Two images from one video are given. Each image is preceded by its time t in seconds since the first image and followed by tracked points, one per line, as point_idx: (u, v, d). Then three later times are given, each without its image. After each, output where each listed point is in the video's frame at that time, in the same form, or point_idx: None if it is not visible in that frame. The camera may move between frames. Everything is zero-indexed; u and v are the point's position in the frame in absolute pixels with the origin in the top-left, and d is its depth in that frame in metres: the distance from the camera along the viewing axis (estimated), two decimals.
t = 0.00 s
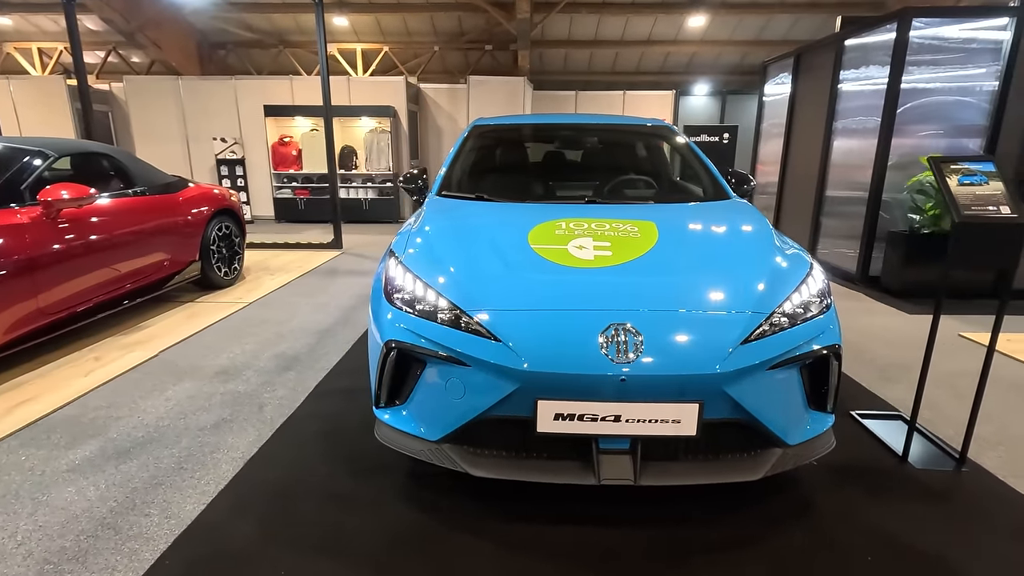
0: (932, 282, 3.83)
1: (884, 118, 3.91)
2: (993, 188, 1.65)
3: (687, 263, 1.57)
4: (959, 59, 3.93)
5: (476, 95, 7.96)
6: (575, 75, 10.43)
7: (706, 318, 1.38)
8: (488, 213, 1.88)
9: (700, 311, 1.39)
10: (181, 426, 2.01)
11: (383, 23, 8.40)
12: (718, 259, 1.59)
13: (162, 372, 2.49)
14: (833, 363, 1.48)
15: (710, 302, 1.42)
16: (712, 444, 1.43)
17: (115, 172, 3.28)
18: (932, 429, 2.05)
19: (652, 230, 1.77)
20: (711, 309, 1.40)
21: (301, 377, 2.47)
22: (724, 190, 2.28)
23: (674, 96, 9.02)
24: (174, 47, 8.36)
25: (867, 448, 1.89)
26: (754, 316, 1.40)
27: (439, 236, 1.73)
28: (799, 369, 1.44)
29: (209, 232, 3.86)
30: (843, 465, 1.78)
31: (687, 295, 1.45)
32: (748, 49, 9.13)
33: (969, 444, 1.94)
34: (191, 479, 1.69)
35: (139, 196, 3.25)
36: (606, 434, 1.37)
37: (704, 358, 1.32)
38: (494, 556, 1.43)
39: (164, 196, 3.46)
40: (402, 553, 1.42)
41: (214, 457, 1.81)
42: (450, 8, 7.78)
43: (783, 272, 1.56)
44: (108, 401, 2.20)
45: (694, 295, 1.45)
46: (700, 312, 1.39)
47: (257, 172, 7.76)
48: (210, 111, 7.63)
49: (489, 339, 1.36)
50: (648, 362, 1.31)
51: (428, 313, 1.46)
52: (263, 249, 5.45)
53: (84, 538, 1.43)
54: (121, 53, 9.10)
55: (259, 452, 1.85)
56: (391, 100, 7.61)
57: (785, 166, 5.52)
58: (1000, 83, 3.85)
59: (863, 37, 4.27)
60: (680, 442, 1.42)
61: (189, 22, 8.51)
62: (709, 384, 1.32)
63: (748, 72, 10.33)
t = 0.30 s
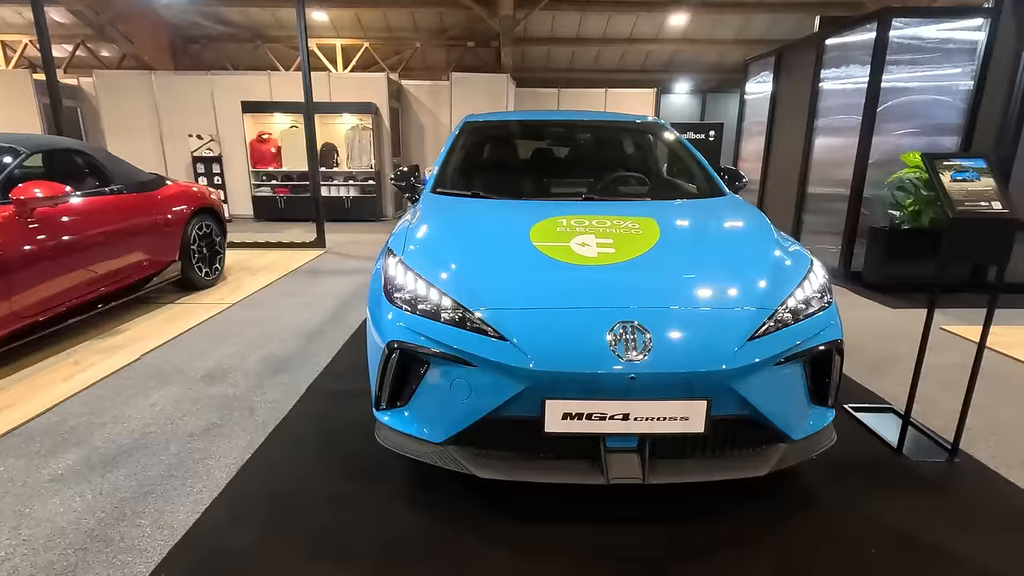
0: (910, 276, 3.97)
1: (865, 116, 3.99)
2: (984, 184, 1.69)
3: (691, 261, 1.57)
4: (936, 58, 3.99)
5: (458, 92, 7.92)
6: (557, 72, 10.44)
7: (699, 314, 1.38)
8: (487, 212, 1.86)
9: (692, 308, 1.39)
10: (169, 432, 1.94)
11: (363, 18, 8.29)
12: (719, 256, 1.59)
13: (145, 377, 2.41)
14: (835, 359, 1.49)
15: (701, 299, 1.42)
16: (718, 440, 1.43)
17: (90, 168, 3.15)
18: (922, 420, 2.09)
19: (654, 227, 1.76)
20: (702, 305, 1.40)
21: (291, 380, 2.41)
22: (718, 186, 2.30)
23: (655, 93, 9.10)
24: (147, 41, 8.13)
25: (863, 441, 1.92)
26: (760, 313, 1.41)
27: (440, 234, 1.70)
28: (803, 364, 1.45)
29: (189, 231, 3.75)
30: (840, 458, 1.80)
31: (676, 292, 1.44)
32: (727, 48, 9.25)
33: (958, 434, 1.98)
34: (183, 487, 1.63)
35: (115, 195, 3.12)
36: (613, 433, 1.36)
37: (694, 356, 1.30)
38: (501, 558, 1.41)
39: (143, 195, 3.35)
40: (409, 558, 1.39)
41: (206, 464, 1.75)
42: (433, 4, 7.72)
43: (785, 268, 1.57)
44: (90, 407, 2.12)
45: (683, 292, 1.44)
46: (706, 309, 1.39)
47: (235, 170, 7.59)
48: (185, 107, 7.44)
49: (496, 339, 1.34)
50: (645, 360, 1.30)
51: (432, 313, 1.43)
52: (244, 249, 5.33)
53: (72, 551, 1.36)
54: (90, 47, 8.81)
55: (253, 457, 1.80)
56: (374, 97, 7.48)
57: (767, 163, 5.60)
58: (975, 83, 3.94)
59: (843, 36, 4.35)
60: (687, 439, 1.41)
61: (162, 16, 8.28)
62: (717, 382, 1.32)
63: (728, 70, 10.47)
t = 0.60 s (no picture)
0: (896, 271, 4.02)
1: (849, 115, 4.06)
2: (981, 180, 1.71)
3: (701, 259, 1.55)
4: (917, 58, 4.06)
5: (443, 90, 7.85)
6: (540, 70, 10.43)
7: (693, 311, 1.36)
8: (489, 210, 1.82)
9: (687, 305, 1.37)
10: (158, 439, 1.87)
11: (345, 15, 8.18)
12: (724, 253, 1.58)
13: (129, 382, 2.32)
14: (843, 355, 1.49)
15: (694, 295, 1.40)
16: (729, 438, 1.42)
17: (64, 165, 3.04)
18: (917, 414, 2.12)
19: (658, 225, 1.75)
20: (696, 302, 1.38)
21: (283, 383, 2.35)
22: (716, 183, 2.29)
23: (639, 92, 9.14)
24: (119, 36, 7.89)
25: (862, 436, 1.93)
26: (770, 309, 1.40)
27: (442, 233, 1.66)
28: (812, 361, 1.45)
29: (170, 231, 3.63)
30: (842, 453, 1.81)
31: (668, 289, 1.42)
32: (709, 47, 9.34)
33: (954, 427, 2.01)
34: (176, 496, 1.57)
35: (93, 193, 3.01)
36: (625, 433, 1.35)
37: (695, 354, 1.29)
38: (512, 562, 1.38)
39: (121, 194, 3.23)
40: (416, 564, 1.36)
41: (199, 472, 1.69)
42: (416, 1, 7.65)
43: (793, 266, 1.57)
44: (72, 415, 2.03)
45: (676, 288, 1.42)
46: (714, 307, 1.38)
47: (212, 169, 7.41)
48: (161, 104, 7.24)
49: (506, 339, 1.31)
50: (627, 358, 1.28)
51: (437, 313, 1.40)
52: (225, 250, 5.19)
53: (61, 568, 1.30)
54: (59, 42, 8.52)
55: (247, 464, 1.74)
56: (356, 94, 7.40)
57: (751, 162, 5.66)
58: (955, 82, 4.01)
59: (827, 36, 4.41)
60: (698, 438, 1.40)
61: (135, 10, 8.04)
62: (730, 379, 1.31)
63: (709, 69, 10.59)
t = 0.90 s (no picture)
0: (887, 270, 4.03)
1: (838, 115, 4.10)
2: (986, 179, 1.73)
3: (717, 259, 1.54)
4: (904, 59, 4.13)
5: (430, 89, 7.79)
6: (527, 69, 10.41)
7: (694, 313, 1.33)
8: (499, 212, 1.79)
9: (687, 307, 1.34)
10: (156, 450, 1.81)
11: (329, 12, 8.06)
12: (737, 254, 1.57)
13: (120, 390, 2.24)
14: (859, 355, 1.48)
15: (693, 297, 1.37)
16: (749, 440, 1.41)
17: (46, 166, 2.93)
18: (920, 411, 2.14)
19: (670, 226, 1.74)
20: (696, 304, 1.36)
21: (281, 389, 2.29)
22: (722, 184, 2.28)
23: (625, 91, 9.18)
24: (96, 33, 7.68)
25: (869, 434, 1.94)
26: (790, 311, 1.39)
27: (453, 235, 1.62)
28: (829, 361, 1.44)
29: (157, 233, 3.53)
30: (852, 452, 1.81)
31: (666, 291, 1.39)
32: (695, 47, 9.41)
33: (957, 424, 2.03)
34: (180, 510, 1.51)
35: (77, 195, 2.91)
36: (647, 437, 1.33)
37: (719, 356, 1.27)
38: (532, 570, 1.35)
39: (106, 195, 3.12)
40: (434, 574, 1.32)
41: (202, 484, 1.63)
42: None
43: (808, 268, 1.56)
44: (63, 426, 1.95)
45: (675, 290, 1.39)
46: (732, 308, 1.36)
47: (194, 169, 7.25)
48: (140, 103, 7.06)
49: (527, 343, 1.28)
50: (625, 360, 1.25)
51: (454, 316, 1.36)
52: (210, 252, 5.08)
53: None
54: (32, 39, 8.27)
55: (251, 474, 1.68)
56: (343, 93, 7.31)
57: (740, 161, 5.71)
58: (941, 82, 4.06)
59: (816, 36, 4.46)
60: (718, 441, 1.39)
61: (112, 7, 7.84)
62: (752, 381, 1.29)
63: (695, 69, 10.68)
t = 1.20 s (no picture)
0: (874, 268, 4.10)
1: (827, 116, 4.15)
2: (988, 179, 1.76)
3: (731, 260, 1.54)
4: (889, 60, 4.20)
5: (417, 89, 7.73)
6: (513, 69, 10.40)
7: (714, 314, 1.32)
8: (507, 213, 1.77)
9: (705, 310, 1.33)
10: (155, 461, 1.74)
11: (313, 10, 7.95)
12: (750, 254, 1.57)
13: (112, 399, 2.17)
14: (873, 355, 1.49)
15: (695, 300, 1.36)
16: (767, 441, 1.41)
17: (26, 167, 2.84)
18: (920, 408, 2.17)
19: (680, 227, 1.73)
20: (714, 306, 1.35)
21: (280, 395, 2.23)
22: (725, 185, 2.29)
23: (611, 91, 9.22)
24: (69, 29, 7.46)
25: (874, 432, 1.96)
26: (807, 312, 1.38)
27: (464, 236, 1.60)
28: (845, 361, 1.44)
29: (142, 236, 3.43)
30: (860, 450, 1.83)
31: (664, 294, 1.38)
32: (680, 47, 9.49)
33: (957, 421, 2.06)
34: (185, 524, 1.46)
35: (59, 197, 2.80)
36: (669, 440, 1.32)
37: (741, 357, 1.26)
38: None
39: (88, 196, 3.02)
40: None
41: (206, 496, 1.58)
42: None
43: (821, 269, 1.56)
44: (54, 438, 1.88)
45: (672, 292, 1.38)
46: (751, 309, 1.36)
47: (175, 169, 7.09)
48: (117, 102, 6.88)
49: (548, 347, 1.26)
50: (646, 363, 1.24)
51: (472, 321, 1.33)
52: (195, 255, 4.96)
53: None
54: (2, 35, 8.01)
55: (256, 484, 1.63)
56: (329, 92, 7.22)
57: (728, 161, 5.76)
58: (925, 83, 4.14)
59: (803, 37, 4.52)
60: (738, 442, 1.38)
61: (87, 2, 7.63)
62: (774, 383, 1.29)
63: (680, 70, 10.77)
